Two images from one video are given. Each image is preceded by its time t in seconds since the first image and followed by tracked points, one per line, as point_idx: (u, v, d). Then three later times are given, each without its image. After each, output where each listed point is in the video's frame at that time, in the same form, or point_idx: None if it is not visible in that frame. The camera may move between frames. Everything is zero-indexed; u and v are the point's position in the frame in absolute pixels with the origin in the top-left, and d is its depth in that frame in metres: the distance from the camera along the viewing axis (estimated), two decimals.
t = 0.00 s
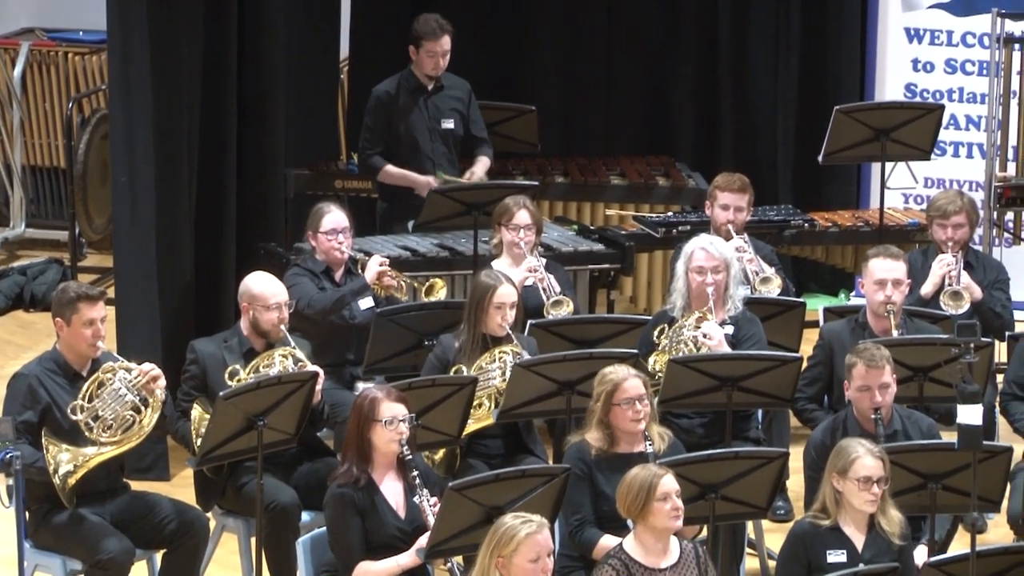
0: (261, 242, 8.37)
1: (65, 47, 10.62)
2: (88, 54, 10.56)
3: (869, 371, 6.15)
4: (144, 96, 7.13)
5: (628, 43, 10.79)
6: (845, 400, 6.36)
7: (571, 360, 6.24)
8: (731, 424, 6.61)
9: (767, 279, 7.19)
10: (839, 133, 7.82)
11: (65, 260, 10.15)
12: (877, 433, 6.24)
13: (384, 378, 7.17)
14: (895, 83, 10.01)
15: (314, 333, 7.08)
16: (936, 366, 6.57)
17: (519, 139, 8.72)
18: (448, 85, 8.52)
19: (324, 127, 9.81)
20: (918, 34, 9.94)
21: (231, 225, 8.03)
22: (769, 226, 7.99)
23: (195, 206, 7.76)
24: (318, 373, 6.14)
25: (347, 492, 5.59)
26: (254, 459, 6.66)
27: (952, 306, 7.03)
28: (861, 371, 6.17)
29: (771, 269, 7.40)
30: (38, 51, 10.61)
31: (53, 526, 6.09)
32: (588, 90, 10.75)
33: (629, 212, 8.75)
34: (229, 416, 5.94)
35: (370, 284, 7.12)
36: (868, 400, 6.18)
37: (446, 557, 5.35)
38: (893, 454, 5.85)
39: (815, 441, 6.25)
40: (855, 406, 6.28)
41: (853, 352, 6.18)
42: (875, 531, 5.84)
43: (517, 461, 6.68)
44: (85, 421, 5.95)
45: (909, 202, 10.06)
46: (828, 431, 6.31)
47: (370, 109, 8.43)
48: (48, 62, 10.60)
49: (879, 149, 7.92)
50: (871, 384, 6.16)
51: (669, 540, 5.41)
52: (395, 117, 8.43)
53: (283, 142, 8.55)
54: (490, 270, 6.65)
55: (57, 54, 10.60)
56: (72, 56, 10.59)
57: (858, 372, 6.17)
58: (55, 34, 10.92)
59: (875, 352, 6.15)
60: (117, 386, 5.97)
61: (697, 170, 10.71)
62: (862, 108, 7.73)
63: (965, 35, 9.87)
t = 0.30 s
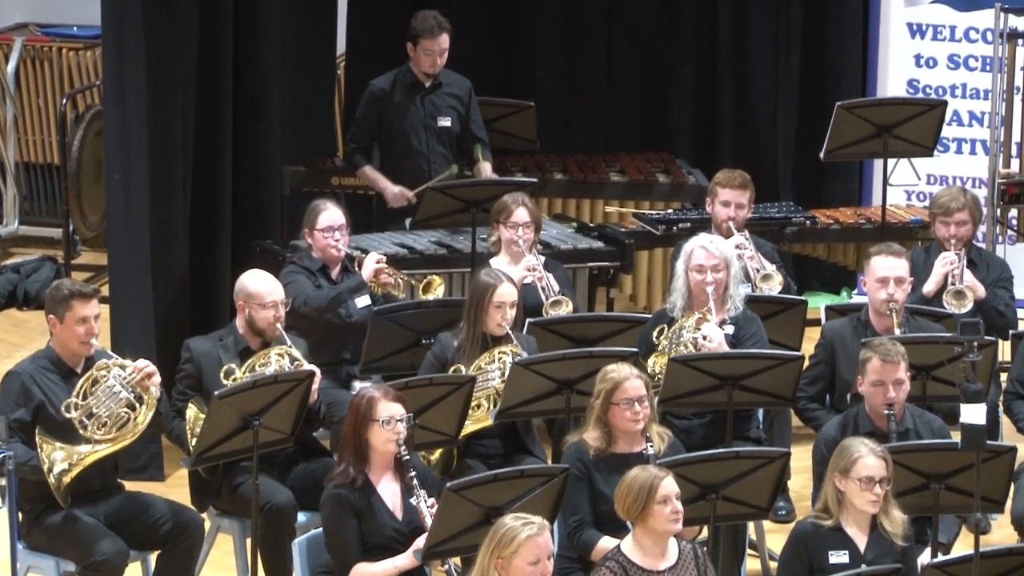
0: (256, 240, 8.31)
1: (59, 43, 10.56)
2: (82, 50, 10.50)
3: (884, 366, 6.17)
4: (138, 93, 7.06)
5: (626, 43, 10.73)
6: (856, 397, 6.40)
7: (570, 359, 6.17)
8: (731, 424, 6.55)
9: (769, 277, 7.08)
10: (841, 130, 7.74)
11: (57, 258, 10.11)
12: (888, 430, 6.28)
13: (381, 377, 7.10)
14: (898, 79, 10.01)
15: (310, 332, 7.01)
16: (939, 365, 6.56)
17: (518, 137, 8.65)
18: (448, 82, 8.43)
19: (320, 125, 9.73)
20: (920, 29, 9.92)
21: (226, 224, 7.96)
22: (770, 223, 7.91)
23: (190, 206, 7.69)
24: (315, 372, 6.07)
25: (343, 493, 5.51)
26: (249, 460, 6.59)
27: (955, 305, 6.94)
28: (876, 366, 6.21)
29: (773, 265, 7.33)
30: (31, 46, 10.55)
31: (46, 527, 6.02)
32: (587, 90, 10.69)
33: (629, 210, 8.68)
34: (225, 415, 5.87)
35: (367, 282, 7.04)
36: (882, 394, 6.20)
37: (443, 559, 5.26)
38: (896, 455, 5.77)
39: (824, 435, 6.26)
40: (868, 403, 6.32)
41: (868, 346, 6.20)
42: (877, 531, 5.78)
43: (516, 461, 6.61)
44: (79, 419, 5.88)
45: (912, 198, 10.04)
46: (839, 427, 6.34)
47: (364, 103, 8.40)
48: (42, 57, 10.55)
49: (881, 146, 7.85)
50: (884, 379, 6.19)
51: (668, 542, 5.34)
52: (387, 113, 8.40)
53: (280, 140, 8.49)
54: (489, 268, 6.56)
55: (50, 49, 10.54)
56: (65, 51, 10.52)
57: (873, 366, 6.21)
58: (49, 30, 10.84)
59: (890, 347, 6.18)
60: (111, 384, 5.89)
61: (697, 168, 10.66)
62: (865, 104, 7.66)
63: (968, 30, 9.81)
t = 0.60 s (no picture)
0: (242, 239, 8.04)
1: (35, 33, 10.26)
2: (59, 41, 10.21)
3: (902, 367, 6.07)
4: (118, 84, 6.80)
5: (622, 40, 10.47)
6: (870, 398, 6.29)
7: (568, 362, 5.91)
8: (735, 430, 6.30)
9: (773, 277, 6.81)
10: (848, 124, 7.49)
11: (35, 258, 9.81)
12: (903, 434, 6.17)
13: (371, 381, 6.83)
14: (908, 70, 9.63)
15: (297, 334, 6.74)
16: (952, 368, 6.36)
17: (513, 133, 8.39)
18: (442, 76, 8.15)
19: (309, 122, 9.47)
20: (931, 20, 9.56)
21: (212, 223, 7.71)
22: (775, 220, 7.66)
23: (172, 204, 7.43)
24: (302, 376, 5.81)
25: (332, 501, 5.25)
26: (234, 467, 6.32)
27: (968, 308, 6.66)
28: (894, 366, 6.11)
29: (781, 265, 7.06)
30: (7, 37, 10.24)
31: (23, 537, 5.75)
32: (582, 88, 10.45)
33: (628, 207, 8.42)
34: (208, 421, 5.60)
35: (356, 282, 6.80)
36: (898, 396, 6.10)
37: (435, 570, 5.00)
38: (908, 461, 5.51)
39: (836, 438, 6.16)
40: (883, 405, 6.21)
41: (886, 346, 6.11)
42: (887, 541, 5.51)
43: (511, 468, 6.34)
44: (57, 426, 5.61)
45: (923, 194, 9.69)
46: (853, 429, 6.23)
47: (351, 97, 8.13)
48: (18, 48, 10.24)
49: (890, 140, 7.60)
50: (902, 381, 6.09)
51: (668, 553, 5.09)
52: (375, 108, 8.14)
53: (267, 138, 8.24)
54: (483, 268, 6.31)
55: (26, 40, 10.24)
56: (42, 42, 10.23)
57: (891, 366, 6.11)
58: (25, 20, 10.53)
59: (909, 348, 6.09)
60: (91, 390, 5.63)
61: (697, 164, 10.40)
62: (873, 97, 7.40)
63: (980, 20, 9.60)
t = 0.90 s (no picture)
0: (239, 237, 7.92)
1: (29, 27, 10.13)
2: (53, 35, 10.08)
3: (912, 366, 5.99)
4: (112, 79, 6.67)
5: (625, 37, 10.33)
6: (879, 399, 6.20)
7: (572, 363, 5.79)
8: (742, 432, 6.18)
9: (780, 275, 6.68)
10: (857, 120, 7.35)
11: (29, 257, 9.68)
12: (913, 435, 6.08)
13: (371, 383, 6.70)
14: (918, 65, 9.44)
15: (296, 334, 6.63)
16: (962, 370, 6.26)
17: (515, 130, 8.26)
18: (444, 73, 7.99)
19: (307, 119, 9.34)
20: (942, 13, 9.37)
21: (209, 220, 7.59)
22: (784, 219, 7.53)
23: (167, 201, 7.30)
24: (300, 377, 5.69)
25: (330, 505, 5.13)
26: (231, 470, 6.20)
27: (979, 306, 6.49)
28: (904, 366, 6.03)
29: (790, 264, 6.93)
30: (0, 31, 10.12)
31: (16, 541, 5.64)
32: (583, 88, 10.28)
33: (633, 205, 8.29)
34: (205, 424, 5.48)
35: (356, 282, 6.65)
36: (908, 395, 6.01)
37: None
38: (917, 464, 5.37)
39: (844, 439, 6.05)
40: (892, 405, 6.12)
41: (897, 345, 6.03)
42: (896, 545, 5.41)
43: (513, 471, 6.22)
44: (52, 428, 5.50)
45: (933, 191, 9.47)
46: (861, 430, 6.14)
47: (351, 93, 8.01)
48: (11, 43, 10.11)
49: (900, 136, 7.46)
50: (912, 380, 6.01)
51: (673, 557, 4.97)
52: (374, 105, 8.01)
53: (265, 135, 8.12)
54: (484, 267, 6.19)
55: (20, 34, 10.11)
56: (36, 36, 10.10)
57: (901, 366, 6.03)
58: (18, 14, 10.39)
59: (920, 347, 6.01)
60: (86, 391, 5.51)
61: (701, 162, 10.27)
62: (884, 93, 7.26)
63: (992, 14, 9.40)
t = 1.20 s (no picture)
0: (236, 237, 7.94)
1: (25, 28, 10.13)
2: (49, 35, 10.08)
3: (906, 365, 6.02)
4: (108, 80, 6.68)
5: (622, 38, 10.35)
6: (873, 398, 6.23)
7: (567, 363, 5.80)
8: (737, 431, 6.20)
9: (775, 276, 6.66)
10: (851, 120, 7.37)
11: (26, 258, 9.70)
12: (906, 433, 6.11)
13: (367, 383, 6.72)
14: (913, 67, 9.51)
15: (293, 334, 6.65)
16: (956, 370, 6.29)
17: (510, 130, 8.28)
18: (439, 74, 8.00)
19: (302, 120, 9.36)
20: (937, 14, 9.44)
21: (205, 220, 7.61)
22: (777, 219, 7.57)
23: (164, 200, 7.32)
24: (297, 377, 5.70)
25: (326, 504, 5.14)
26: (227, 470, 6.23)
27: (973, 305, 6.50)
28: (898, 365, 6.05)
29: (785, 262, 6.97)
30: None
31: (13, 541, 5.67)
32: (581, 87, 10.34)
33: (628, 205, 8.30)
34: (201, 424, 5.49)
35: (352, 282, 6.63)
36: (901, 394, 6.05)
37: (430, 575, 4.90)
38: (911, 463, 5.47)
39: (838, 438, 6.10)
40: (885, 404, 6.15)
41: (891, 345, 6.05)
42: (891, 545, 5.40)
43: (509, 471, 6.24)
44: (49, 428, 5.52)
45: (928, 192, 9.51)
46: (855, 429, 6.18)
47: (347, 95, 8.02)
48: (7, 43, 10.12)
49: (894, 137, 7.48)
50: (905, 379, 6.04)
51: (668, 555, 5.00)
52: (370, 106, 8.02)
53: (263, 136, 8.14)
54: (480, 267, 6.21)
55: (16, 35, 10.12)
56: (32, 37, 10.10)
57: (895, 365, 6.05)
58: (15, 15, 10.40)
59: (914, 346, 6.04)
60: (82, 391, 5.53)
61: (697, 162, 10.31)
62: (878, 93, 7.28)
63: (987, 15, 9.40)
